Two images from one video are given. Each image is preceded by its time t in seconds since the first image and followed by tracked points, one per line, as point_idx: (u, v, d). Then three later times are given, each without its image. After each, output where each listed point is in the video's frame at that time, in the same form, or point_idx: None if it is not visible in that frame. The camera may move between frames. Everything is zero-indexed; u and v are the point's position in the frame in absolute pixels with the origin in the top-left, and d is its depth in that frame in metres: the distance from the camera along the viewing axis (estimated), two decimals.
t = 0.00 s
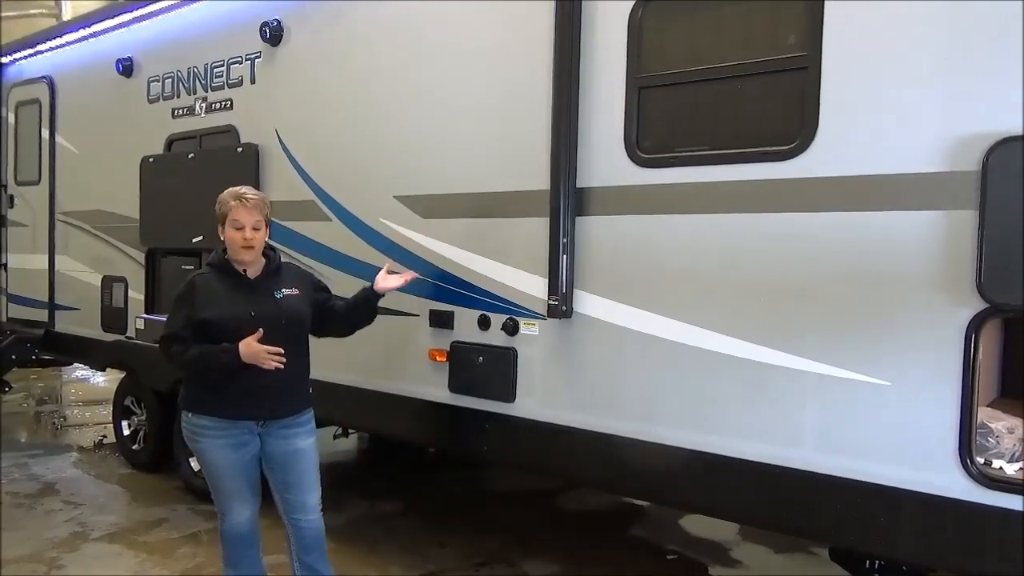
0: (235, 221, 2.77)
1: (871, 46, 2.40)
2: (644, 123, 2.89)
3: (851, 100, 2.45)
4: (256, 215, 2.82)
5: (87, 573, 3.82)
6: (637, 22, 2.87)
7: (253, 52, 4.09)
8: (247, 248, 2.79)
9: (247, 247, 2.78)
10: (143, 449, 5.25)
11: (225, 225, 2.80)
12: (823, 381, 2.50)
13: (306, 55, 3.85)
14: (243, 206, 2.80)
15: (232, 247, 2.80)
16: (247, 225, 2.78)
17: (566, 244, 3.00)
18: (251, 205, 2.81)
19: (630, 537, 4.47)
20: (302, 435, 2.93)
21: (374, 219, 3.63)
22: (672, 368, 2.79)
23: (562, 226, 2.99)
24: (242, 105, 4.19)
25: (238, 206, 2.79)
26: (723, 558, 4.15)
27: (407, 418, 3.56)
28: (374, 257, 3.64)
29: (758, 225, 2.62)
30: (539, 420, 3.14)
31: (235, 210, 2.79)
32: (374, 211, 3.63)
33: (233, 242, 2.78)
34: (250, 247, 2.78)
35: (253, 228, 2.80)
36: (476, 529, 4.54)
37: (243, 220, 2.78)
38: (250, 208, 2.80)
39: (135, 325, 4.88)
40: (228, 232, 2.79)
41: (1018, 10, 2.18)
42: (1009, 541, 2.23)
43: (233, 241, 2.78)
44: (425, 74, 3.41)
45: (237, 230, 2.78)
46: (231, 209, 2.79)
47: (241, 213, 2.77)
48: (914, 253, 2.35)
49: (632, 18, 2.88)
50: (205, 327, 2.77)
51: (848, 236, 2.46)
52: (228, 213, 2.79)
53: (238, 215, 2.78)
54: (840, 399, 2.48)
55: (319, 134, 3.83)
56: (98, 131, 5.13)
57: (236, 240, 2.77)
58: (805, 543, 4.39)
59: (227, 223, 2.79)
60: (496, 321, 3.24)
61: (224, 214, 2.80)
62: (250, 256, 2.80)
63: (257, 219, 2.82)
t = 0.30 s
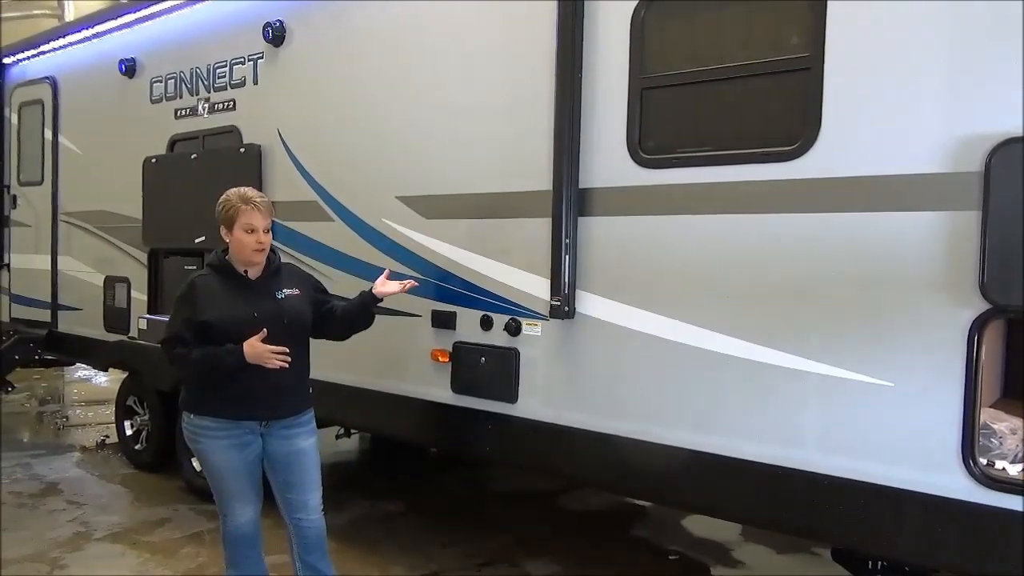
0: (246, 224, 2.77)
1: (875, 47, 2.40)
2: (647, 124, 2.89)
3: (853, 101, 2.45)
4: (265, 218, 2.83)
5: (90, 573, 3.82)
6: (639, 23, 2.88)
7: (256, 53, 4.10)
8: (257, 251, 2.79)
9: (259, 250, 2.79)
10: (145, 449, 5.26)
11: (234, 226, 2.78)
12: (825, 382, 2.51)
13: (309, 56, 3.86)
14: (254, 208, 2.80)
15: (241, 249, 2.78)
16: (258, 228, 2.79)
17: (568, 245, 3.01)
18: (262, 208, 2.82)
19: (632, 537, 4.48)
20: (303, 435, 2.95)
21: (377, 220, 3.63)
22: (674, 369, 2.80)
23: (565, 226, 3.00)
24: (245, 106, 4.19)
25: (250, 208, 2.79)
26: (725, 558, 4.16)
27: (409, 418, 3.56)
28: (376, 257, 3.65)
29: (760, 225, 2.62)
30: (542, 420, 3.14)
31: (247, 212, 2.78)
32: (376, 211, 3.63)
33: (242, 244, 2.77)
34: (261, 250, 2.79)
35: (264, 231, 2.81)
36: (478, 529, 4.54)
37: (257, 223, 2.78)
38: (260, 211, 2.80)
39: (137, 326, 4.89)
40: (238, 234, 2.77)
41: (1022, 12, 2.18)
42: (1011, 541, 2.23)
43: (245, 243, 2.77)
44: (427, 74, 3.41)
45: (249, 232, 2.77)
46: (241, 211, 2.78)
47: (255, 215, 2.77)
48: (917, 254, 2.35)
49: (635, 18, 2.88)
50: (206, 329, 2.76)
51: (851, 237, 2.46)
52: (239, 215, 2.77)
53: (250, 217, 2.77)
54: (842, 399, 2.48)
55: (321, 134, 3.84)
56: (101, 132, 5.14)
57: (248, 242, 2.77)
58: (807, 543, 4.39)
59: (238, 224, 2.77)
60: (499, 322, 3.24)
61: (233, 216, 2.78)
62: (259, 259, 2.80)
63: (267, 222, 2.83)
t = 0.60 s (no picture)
0: (240, 224, 2.77)
1: (876, 47, 2.40)
2: (648, 124, 2.89)
3: (855, 101, 2.45)
4: (261, 218, 2.82)
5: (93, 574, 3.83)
6: (640, 23, 2.88)
7: (258, 54, 4.10)
8: (252, 252, 2.79)
9: (254, 250, 2.79)
10: (148, 450, 5.27)
11: (230, 228, 2.80)
12: (827, 382, 2.50)
13: (311, 57, 3.86)
14: (249, 209, 2.80)
15: (236, 250, 2.79)
16: (252, 228, 2.79)
17: (570, 245, 3.00)
18: (258, 208, 2.81)
19: (634, 537, 4.48)
20: (306, 435, 2.96)
21: (379, 220, 3.63)
22: (676, 369, 2.80)
23: (567, 227, 3.00)
24: (247, 107, 4.20)
25: (245, 209, 2.79)
26: (727, 558, 4.16)
27: (411, 418, 3.56)
28: (377, 258, 3.65)
29: (761, 225, 2.62)
30: (544, 420, 3.14)
31: (242, 213, 2.79)
32: (378, 212, 3.64)
33: (237, 245, 2.78)
34: (255, 250, 2.78)
35: (260, 232, 2.80)
36: (480, 529, 4.54)
37: (250, 224, 2.78)
38: (255, 211, 2.80)
39: (140, 326, 4.90)
40: (232, 235, 2.78)
41: None
42: (1013, 541, 2.23)
43: (239, 244, 2.78)
44: (429, 74, 3.41)
45: (243, 233, 2.78)
46: (236, 212, 2.79)
47: (248, 216, 2.77)
48: (918, 253, 2.35)
49: (637, 18, 2.88)
50: (208, 330, 2.76)
51: (852, 237, 2.46)
52: (233, 216, 2.79)
53: (244, 218, 2.78)
54: (843, 398, 2.48)
55: (323, 135, 3.84)
56: (103, 133, 5.15)
57: (242, 243, 2.78)
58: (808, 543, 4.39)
59: (233, 225, 2.78)
60: (501, 322, 3.25)
61: (229, 217, 2.80)
62: (255, 259, 2.80)
63: (263, 223, 2.82)
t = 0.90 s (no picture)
0: (237, 224, 2.79)
1: (879, 47, 2.40)
2: (651, 124, 2.89)
3: (858, 101, 2.45)
4: (259, 216, 2.83)
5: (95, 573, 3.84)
6: (643, 23, 2.88)
7: (260, 54, 4.11)
8: (251, 251, 2.80)
9: (252, 249, 2.79)
10: (150, 449, 5.28)
11: (229, 227, 2.82)
12: (830, 383, 2.50)
13: (313, 56, 3.87)
14: (247, 208, 2.81)
15: (236, 250, 2.81)
16: (250, 227, 2.80)
17: (572, 245, 3.00)
18: (255, 207, 2.82)
19: (636, 537, 4.48)
20: (308, 435, 2.96)
21: (381, 220, 3.63)
22: (678, 369, 2.80)
23: (569, 227, 2.99)
24: (249, 106, 4.20)
25: (243, 208, 2.81)
26: (729, 558, 4.16)
27: (413, 419, 3.57)
28: (380, 257, 3.65)
29: (763, 226, 2.62)
30: (546, 420, 3.14)
31: (239, 212, 2.80)
32: (380, 212, 3.64)
33: (236, 244, 2.80)
34: (253, 249, 2.79)
35: (257, 230, 2.81)
36: (481, 529, 4.55)
37: (247, 223, 2.79)
38: (252, 210, 2.81)
39: (142, 326, 4.91)
40: (231, 235, 2.80)
41: None
42: (1015, 542, 2.23)
43: (237, 243, 2.79)
44: (431, 74, 3.42)
45: (241, 232, 2.79)
46: (234, 212, 2.80)
47: (245, 215, 2.79)
48: (921, 253, 2.35)
49: (639, 18, 2.88)
50: (210, 328, 2.76)
51: (854, 237, 2.46)
52: (231, 216, 2.80)
53: (241, 217, 2.79)
54: (844, 398, 2.48)
55: (326, 135, 3.84)
56: (106, 132, 5.15)
57: (240, 242, 2.79)
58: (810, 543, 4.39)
59: (231, 225, 2.80)
60: (502, 322, 3.25)
61: (228, 217, 2.82)
62: (253, 258, 2.80)
63: (261, 221, 2.83)
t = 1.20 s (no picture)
0: (261, 219, 2.80)
1: (881, 47, 2.40)
2: (653, 124, 2.89)
3: (860, 101, 2.45)
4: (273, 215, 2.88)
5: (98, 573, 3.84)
6: (645, 23, 2.88)
7: (263, 54, 4.11)
8: (272, 247, 2.83)
9: (273, 246, 2.83)
10: (152, 449, 5.28)
11: (248, 222, 2.79)
12: (833, 383, 2.50)
13: (315, 57, 3.87)
14: (265, 206, 2.84)
15: (256, 244, 2.79)
16: (271, 224, 2.83)
17: (574, 245, 3.00)
18: (271, 206, 2.87)
19: (638, 537, 4.48)
20: (313, 431, 2.98)
21: (383, 220, 3.64)
22: (680, 369, 2.80)
23: (571, 226, 3.00)
24: (252, 107, 4.21)
25: (261, 204, 2.83)
26: (731, 559, 4.16)
27: (415, 418, 3.57)
28: (382, 258, 3.66)
29: (766, 226, 2.62)
30: (548, 420, 3.15)
31: (260, 208, 2.82)
32: (382, 212, 3.64)
33: (259, 239, 2.79)
34: (275, 246, 2.83)
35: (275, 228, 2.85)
36: (483, 529, 4.55)
37: (269, 218, 2.83)
38: (271, 208, 2.86)
39: (144, 326, 4.91)
40: (252, 229, 2.79)
41: None
42: (1018, 542, 2.23)
43: (260, 238, 2.79)
44: (433, 74, 3.42)
45: (264, 228, 2.81)
46: (254, 207, 2.81)
47: (268, 211, 2.82)
48: (923, 253, 2.35)
49: (641, 18, 2.88)
50: (218, 329, 2.75)
51: (857, 237, 2.46)
52: (252, 211, 2.80)
53: (264, 213, 2.82)
54: (846, 398, 2.48)
55: (328, 135, 3.84)
56: (108, 133, 5.16)
57: (263, 238, 2.80)
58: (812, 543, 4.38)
59: (253, 220, 2.79)
60: (505, 322, 3.25)
61: (246, 211, 2.80)
62: (272, 255, 2.83)
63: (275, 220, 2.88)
